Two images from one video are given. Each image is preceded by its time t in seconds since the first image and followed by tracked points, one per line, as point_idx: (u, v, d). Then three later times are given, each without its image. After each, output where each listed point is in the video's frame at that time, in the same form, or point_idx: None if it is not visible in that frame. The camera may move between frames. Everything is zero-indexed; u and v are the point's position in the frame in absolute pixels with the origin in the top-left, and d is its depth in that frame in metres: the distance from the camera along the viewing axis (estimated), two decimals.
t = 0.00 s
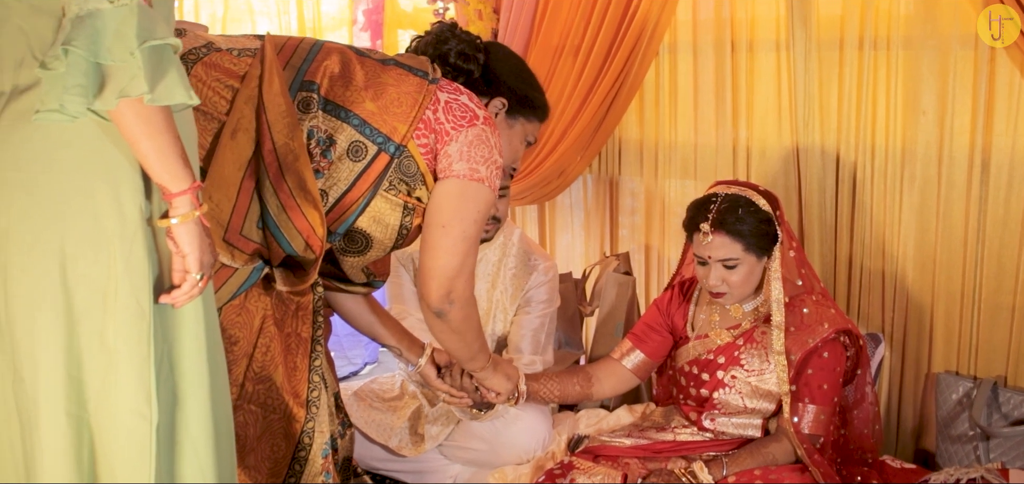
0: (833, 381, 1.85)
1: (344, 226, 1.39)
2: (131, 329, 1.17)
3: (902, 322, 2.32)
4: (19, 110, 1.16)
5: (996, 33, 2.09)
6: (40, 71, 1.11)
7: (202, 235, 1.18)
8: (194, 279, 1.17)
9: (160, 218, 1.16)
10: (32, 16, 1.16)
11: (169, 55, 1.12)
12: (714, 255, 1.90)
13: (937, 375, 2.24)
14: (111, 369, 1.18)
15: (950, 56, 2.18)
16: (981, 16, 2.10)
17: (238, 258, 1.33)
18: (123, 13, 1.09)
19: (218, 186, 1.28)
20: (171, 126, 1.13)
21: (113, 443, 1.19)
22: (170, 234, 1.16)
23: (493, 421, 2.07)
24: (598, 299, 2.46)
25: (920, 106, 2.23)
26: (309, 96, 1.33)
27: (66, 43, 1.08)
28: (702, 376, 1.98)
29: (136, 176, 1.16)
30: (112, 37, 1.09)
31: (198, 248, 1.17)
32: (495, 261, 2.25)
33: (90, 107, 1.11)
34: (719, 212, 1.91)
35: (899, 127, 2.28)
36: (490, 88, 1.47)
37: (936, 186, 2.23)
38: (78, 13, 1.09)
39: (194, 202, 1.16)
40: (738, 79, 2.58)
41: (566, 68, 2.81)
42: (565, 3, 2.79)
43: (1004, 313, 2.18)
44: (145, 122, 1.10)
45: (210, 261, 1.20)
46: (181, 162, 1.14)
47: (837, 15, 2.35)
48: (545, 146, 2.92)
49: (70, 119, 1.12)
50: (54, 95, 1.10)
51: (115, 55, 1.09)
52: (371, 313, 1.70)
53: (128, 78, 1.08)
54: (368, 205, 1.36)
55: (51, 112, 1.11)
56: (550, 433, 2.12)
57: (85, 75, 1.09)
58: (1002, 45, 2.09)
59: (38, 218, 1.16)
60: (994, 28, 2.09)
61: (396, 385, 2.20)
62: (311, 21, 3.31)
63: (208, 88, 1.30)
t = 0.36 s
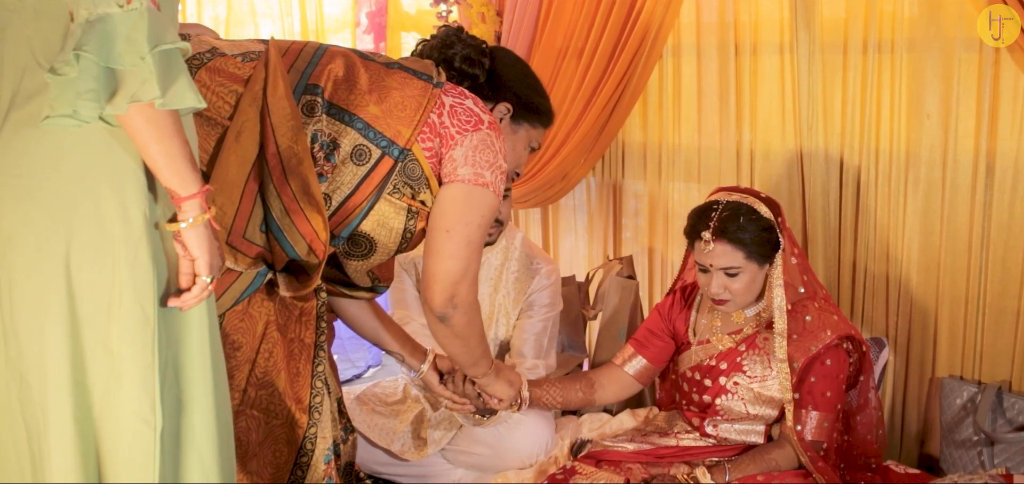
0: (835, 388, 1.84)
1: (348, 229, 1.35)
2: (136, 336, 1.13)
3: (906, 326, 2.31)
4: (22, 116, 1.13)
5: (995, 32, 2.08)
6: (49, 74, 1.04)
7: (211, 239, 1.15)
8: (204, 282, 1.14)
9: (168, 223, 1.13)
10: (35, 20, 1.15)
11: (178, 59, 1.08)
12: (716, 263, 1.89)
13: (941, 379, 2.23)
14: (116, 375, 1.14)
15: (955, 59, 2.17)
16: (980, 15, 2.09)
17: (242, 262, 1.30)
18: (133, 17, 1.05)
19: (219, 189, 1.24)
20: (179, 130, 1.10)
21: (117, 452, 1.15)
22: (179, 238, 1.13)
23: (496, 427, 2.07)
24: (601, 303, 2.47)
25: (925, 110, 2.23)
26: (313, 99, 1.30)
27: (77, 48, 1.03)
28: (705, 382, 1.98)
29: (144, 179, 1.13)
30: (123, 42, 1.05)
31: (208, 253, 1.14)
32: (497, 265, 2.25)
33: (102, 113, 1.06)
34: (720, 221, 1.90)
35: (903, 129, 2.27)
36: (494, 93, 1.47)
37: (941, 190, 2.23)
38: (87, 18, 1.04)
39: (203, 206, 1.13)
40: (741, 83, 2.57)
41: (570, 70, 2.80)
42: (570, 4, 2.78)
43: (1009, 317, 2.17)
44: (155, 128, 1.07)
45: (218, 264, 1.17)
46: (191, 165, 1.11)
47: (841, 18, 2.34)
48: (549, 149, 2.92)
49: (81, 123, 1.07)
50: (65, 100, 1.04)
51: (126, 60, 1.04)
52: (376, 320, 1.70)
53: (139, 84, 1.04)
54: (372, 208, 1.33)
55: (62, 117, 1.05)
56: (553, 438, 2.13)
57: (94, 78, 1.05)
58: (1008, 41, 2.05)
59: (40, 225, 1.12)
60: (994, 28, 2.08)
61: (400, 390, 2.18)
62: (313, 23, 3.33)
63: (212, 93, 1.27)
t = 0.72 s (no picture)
0: (841, 391, 1.83)
1: (355, 231, 1.33)
2: (134, 340, 1.12)
3: (913, 329, 2.30)
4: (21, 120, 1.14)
5: (995, 33, 2.08)
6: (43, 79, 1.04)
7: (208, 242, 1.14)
8: (201, 288, 1.13)
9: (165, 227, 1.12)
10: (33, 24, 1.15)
11: (174, 63, 1.08)
12: (722, 263, 1.88)
13: (948, 383, 2.22)
14: (115, 379, 1.13)
15: (962, 60, 2.16)
16: (980, 16, 2.10)
17: (248, 262, 1.28)
18: (127, 20, 1.04)
19: (228, 190, 1.23)
20: (175, 134, 1.09)
21: (116, 458, 1.14)
22: (175, 243, 1.12)
23: (500, 430, 2.06)
24: (605, 305, 2.46)
25: (932, 111, 2.21)
26: (322, 100, 1.28)
27: (71, 52, 1.02)
28: (710, 386, 1.96)
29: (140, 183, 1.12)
30: (117, 45, 1.04)
31: (206, 256, 1.13)
32: (502, 267, 2.25)
33: (95, 116, 1.06)
34: (727, 220, 1.89)
35: (910, 131, 2.25)
36: (503, 97, 1.46)
37: (948, 192, 2.21)
38: (81, 21, 1.03)
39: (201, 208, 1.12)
40: (746, 83, 2.56)
41: (575, 70, 2.79)
42: (574, 4, 2.77)
43: (1016, 320, 2.15)
44: (151, 131, 1.06)
45: (215, 269, 1.17)
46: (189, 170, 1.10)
47: (848, 19, 2.33)
48: (552, 151, 2.91)
49: (74, 128, 1.07)
50: (58, 105, 1.04)
51: (119, 64, 1.04)
52: (382, 323, 1.69)
53: (133, 87, 1.03)
54: (380, 210, 1.31)
55: (55, 122, 1.05)
56: (556, 442, 2.12)
57: (87, 82, 1.04)
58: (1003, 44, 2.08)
59: (39, 230, 1.11)
60: (994, 28, 2.08)
61: (402, 392, 2.18)
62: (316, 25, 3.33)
63: (220, 94, 1.25)
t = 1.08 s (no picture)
0: (846, 393, 1.81)
1: (357, 236, 1.32)
2: (131, 346, 1.11)
3: (919, 331, 2.28)
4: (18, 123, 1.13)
5: (995, 33, 2.08)
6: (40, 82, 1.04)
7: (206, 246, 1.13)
8: (198, 293, 1.12)
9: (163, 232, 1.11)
10: (28, 27, 1.13)
11: (170, 66, 1.06)
12: (727, 264, 1.86)
13: (954, 386, 2.20)
14: (113, 385, 1.12)
15: (969, 61, 2.14)
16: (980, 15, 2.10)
17: (248, 266, 1.27)
18: (122, 23, 1.03)
19: (229, 193, 1.22)
20: (172, 138, 1.08)
21: (115, 465, 1.13)
22: (172, 248, 1.11)
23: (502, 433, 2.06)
24: (609, 308, 2.44)
25: (938, 112, 2.19)
26: (326, 104, 1.26)
27: (64, 57, 1.01)
28: (713, 388, 1.95)
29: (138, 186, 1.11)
30: (111, 49, 1.03)
31: (205, 261, 1.13)
32: (504, 269, 2.23)
33: (91, 121, 1.05)
34: (732, 220, 1.88)
35: (916, 132, 2.23)
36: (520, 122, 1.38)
37: (954, 193, 2.19)
38: (75, 24, 1.02)
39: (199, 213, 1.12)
40: (751, 83, 2.54)
41: (578, 70, 2.77)
42: (578, 4, 2.76)
43: None
44: (147, 136, 1.05)
45: (213, 274, 1.15)
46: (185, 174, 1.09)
47: (853, 18, 2.31)
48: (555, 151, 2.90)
49: (69, 132, 1.07)
50: (53, 110, 1.04)
51: (114, 69, 1.02)
52: (382, 326, 1.68)
53: (128, 92, 1.02)
54: (382, 216, 1.30)
55: (50, 126, 1.05)
56: (559, 445, 2.12)
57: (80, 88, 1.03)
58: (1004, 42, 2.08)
59: (36, 235, 1.10)
60: (994, 29, 2.09)
61: (405, 393, 2.17)
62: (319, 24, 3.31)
63: (224, 96, 1.23)
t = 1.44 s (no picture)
0: (849, 396, 1.81)
1: (355, 241, 1.31)
2: (127, 350, 1.10)
3: (922, 333, 2.27)
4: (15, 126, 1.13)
5: (996, 33, 2.09)
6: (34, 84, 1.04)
7: (202, 250, 1.12)
8: (193, 297, 1.11)
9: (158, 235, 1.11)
10: (22, 29, 1.13)
11: (164, 69, 1.05)
12: (728, 266, 1.86)
13: (958, 388, 2.18)
14: (108, 389, 1.11)
15: (973, 61, 2.13)
16: (979, 16, 2.11)
17: (245, 270, 1.26)
18: (117, 25, 1.02)
19: (227, 196, 1.21)
20: (168, 141, 1.07)
21: (109, 468, 1.12)
22: (168, 251, 1.10)
23: (503, 436, 2.06)
24: (610, 309, 2.43)
25: (942, 113, 2.18)
26: (324, 107, 1.26)
27: (57, 59, 1.01)
28: (715, 391, 1.94)
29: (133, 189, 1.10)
30: (105, 51, 1.02)
31: (200, 264, 1.11)
32: (507, 270, 2.23)
33: (84, 124, 1.04)
34: (734, 222, 1.87)
35: (919, 133, 2.22)
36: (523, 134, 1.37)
37: (958, 195, 2.18)
38: (69, 27, 1.02)
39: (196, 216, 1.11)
40: (754, 83, 2.53)
41: (581, 70, 2.76)
42: (581, 3, 2.75)
43: None
44: (141, 138, 1.04)
45: (208, 277, 1.14)
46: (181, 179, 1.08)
47: (856, 18, 2.30)
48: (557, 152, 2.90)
49: (63, 135, 1.06)
50: (46, 112, 1.03)
51: (108, 71, 1.02)
52: (382, 329, 1.67)
53: (122, 95, 1.02)
54: (380, 221, 1.29)
55: (42, 129, 1.04)
56: (561, 447, 2.11)
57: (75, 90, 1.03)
58: (1009, 42, 2.07)
59: (33, 239, 1.10)
60: (994, 29, 2.09)
61: (406, 395, 2.16)
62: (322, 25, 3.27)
63: (223, 98, 1.23)
